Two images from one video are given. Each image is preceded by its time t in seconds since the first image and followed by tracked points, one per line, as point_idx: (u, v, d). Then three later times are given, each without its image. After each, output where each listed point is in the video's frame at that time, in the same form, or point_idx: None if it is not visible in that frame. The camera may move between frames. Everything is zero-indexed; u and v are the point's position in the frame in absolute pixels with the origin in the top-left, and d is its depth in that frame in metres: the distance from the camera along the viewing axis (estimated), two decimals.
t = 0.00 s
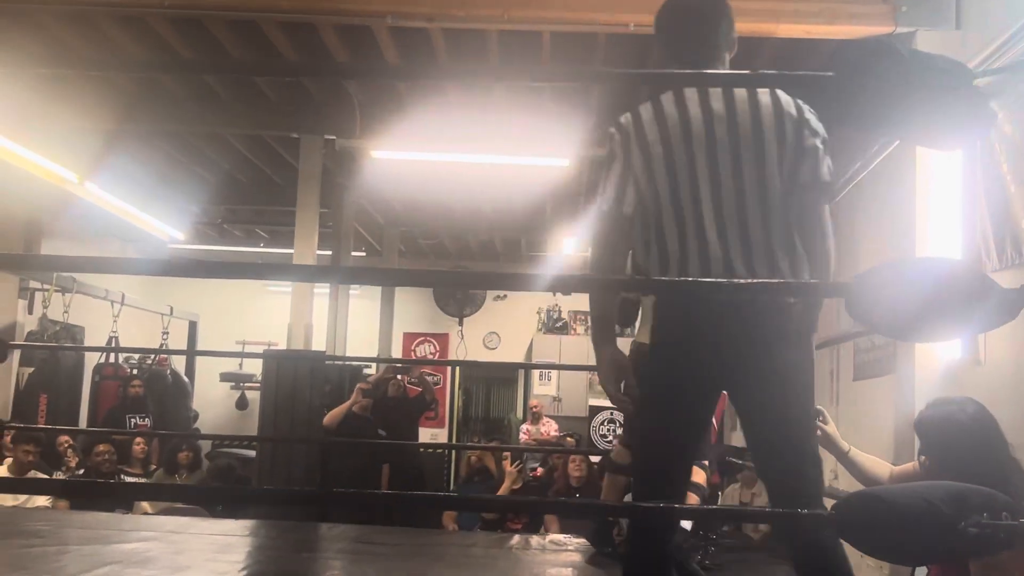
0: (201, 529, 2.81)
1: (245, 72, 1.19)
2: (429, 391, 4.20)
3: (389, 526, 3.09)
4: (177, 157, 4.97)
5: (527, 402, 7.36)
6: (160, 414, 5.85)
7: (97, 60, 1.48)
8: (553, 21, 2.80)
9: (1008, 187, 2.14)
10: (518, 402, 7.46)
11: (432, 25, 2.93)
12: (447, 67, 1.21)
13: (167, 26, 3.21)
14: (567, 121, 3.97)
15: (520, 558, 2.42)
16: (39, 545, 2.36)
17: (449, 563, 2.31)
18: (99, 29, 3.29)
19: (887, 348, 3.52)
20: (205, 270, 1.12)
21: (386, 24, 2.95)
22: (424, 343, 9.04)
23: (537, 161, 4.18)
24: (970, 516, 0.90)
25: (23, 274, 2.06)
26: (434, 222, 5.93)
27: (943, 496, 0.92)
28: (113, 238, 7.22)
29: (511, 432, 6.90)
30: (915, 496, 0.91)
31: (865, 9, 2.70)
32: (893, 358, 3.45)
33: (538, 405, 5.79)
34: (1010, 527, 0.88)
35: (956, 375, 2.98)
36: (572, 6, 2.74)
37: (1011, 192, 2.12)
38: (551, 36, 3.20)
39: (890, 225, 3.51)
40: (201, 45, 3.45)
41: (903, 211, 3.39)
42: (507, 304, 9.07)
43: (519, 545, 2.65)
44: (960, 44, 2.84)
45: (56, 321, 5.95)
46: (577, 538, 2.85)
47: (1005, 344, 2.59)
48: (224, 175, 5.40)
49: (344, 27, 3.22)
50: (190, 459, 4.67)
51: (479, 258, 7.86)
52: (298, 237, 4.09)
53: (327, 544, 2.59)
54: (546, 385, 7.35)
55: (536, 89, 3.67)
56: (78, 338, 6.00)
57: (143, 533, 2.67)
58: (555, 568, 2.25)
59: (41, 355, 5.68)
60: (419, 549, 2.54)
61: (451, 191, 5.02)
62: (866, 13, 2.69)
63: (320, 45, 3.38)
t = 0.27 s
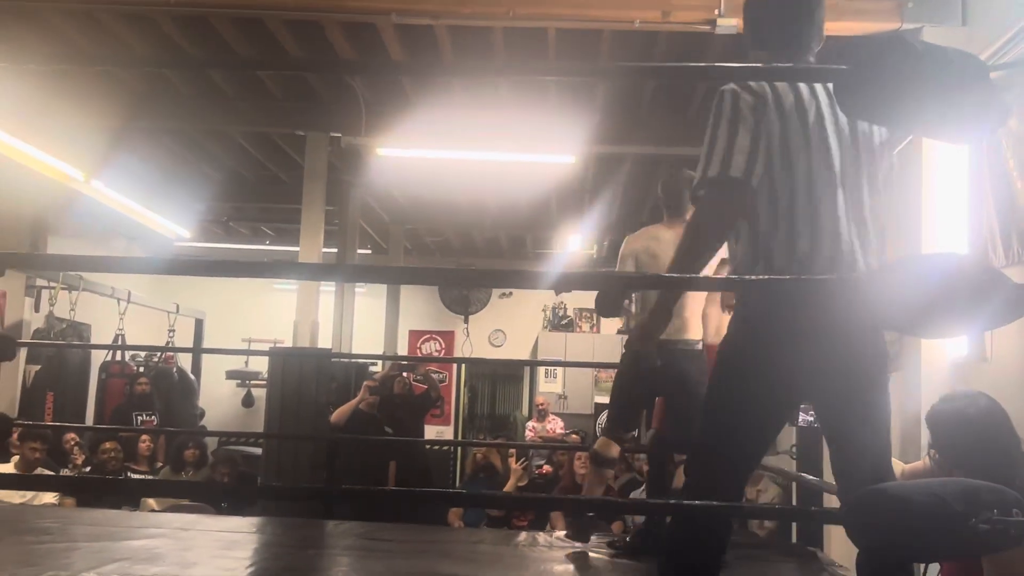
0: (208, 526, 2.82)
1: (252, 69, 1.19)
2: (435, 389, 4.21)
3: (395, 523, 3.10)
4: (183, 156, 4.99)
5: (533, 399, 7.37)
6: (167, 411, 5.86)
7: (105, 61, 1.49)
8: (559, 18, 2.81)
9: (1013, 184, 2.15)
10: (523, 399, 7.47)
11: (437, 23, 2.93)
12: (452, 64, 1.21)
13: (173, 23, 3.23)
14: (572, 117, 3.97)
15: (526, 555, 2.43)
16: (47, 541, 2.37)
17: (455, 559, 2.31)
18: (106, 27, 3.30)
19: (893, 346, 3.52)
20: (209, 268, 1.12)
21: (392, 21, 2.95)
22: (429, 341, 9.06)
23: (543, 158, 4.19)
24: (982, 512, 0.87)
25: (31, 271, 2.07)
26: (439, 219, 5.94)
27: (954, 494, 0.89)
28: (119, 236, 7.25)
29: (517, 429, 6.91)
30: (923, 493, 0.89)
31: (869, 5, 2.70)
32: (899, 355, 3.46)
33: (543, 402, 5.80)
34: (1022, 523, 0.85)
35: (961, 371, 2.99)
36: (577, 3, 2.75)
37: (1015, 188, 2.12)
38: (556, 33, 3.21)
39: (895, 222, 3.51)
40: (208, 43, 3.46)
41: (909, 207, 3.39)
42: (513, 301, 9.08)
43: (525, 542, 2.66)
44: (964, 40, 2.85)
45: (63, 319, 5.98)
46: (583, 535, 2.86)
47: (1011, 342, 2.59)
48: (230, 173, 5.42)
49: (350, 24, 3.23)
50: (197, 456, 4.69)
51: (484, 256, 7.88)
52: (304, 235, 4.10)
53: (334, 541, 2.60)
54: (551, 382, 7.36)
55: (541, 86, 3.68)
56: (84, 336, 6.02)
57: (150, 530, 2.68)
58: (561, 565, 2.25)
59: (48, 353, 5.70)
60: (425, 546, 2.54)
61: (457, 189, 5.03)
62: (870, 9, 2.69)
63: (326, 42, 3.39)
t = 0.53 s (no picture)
0: (213, 523, 2.82)
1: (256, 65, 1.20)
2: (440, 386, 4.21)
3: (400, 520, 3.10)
4: (188, 152, 4.99)
5: (537, 396, 7.37)
6: (172, 408, 5.87)
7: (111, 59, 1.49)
8: (563, 14, 2.80)
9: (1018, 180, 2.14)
10: (528, 396, 7.47)
11: (441, 19, 2.93)
12: (456, 62, 1.22)
13: (177, 21, 3.22)
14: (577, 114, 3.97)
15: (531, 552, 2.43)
16: (53, 537, 2.38)
17: (460, 556, 2.32)
18: (110, 25, 3.30)
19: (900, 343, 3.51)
20: (211, 265, 1.13)
21: (396, 17, 2.94)
22: (434, 338, 9.06)
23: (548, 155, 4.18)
24: (986, 508, 0.87)
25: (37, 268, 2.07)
26: (444, 216, 5.94)
27: (959, 490, 0.89)
28: (124, 233, 7.25)
29: (521, 426, 6.91)
30: (930, 491, 0.89)
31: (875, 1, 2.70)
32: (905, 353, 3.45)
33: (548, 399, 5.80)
34: None
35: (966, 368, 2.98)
36: None
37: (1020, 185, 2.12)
38: (560, 30, 3.21)
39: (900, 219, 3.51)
40: (212, 40, 3.46)
41: (913, 204, 3.39)
42: (517, 298, 9.08)
43: (530, 539, 2.66)
44: (970, 36, 2.84)
45: (68, 316, 5.99)
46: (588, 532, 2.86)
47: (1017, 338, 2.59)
48: (235, 169, 5.42)
49: (354, 21, 3.23)
50: (202, 453, 4.69)
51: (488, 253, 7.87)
52: (309, 232, 4.10)
53: (339, 537, 2.61)
54: (556, 379, 7.36)
55: (545, 83, 3.67)
56: (89, 333, 6.03)
57: (156, 526, 2.69)
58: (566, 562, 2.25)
59: (53, 350, 5.70)
60: (430, 543, 2.55)
61: (462, 186, 5.03)
62: (875, 5, 2.69)
63: (329, 39, 3.39)
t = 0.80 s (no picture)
0: (218, 519, 2.83)
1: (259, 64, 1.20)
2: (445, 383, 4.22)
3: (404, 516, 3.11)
4: (192, 150, 5.00)
5: (541, 393, 7.37)
6: (176, 405, 5.88)
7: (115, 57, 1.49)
8: (566, 11, 2.80)
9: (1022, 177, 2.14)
10: (532, 393, 7.47)
11: (446, 16, 2.92)
12: (459, 59, 1.22)
13: (182, 18, 3.23)
14: (581, 111, 3.96)
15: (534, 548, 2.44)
16: (57, 534, 2.38)
17: (463, 552, 2.32)
18: (114, 21, 3.30)
19: (904, 339, 3.51)
20: (214, 264, 1.13)
21: (401, 15, 2.94)
22: (438, 335, 9.07)
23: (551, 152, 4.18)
24: (987, 505, 0.88)
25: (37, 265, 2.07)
26: (448, 214, 5.94)
27: (961, 486, 0.89)
28: (128, 230, 7.27)
29: (525, 423, 6.92)
30: (932, 487, 0.88)
31: None
32: (909, 350, 3.45)
33: (552, 396, 5.80)
34: None
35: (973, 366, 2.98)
36: None
37: None
38: (564, 27, 3.21)
39: (906, 216, 3.51)
40: (217, 37, 3.46)
41: (917, 201, 3.39)
42: (521, 295, 9.08)
43: (534, 535, 2.67)
44: (975, 33, 2.84)
45: (73, 314, 6.00)
46: (592, 529, 2.86)
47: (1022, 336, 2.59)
48: (239, 167, 5.43)
49: (359, 18, 3.22)
50: (207, 450, 4.70)
51: (492, 250, 7.88)
52: (314, 229, 4.11)
53: (343, 534, 2.61)
54: (560, 376, 7.36)
55: (549, 80, 3.67)
56: (94, 330, 6.04)
57: (160, 523, 2.69)
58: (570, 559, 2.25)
59: (58, 347, 5.71)
60: (434, 539, 2.55)
61: (465, 183, 5.03)
62: (880, 2, 2.68)
63: (334, 36, 3.39)
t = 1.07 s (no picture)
0: (224, 517, 2.83)
1: (265, 61, 1.20)
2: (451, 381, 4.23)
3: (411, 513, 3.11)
4: (198, 148, 5.00)
5: (548, 390, 7.38)
6: (184, 403, 5.89)
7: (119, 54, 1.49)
8: (571, 8, 2.80)
9: None
10: (538, 390, 7.48)
11: (450, 13, 2.92)
12: (463, 55, 1.22)
13: (187, 15, 3.23)
14: (587, 108, 3.96)
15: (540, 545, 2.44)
16: (64, 531, 2.39)
17: (469, 549, 2.32)
18: (119, 19, 3.30)
19: (909, 336, 3.51)
20: (220, 261, 1.13)
21: (405, 11, 2.94)
22: (444, 332, 9.08)
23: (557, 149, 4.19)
24: (994, 501, 0.87)
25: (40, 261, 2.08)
26: (454, 211, 5.95)
27: (969, 482, 0.88)
28: (135, 228, 7.28)
29: (532, 420, 6.92)
30: (940, 482, 0.87)
31: None
32: (915, 347, 3.45)
33: (559, 392, 5.80)
34: None
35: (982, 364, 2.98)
36: None
37: None
38: (569, 23, 3.21)
39: (913, 213, 3.50)
40: (222, 34, 3.47)
41: (924, 198, 3.38)
42: (527, 292, 9.09)
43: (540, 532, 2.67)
44: (982, 29, 2.83)
45: (80, 311, 6.01)
46: (598, 526, 2.86)
47: None
48: (245, 165, 5.43)
49: (363, 15, 3.23)
50: (214, 447, 4.71)
51: (498, 247, 7.88)
52: (320, 227, 4.11)
53: (350, 531, 2.62)
54: (566, 373, 7.37)
55: (555, 76, 3.67)
56: (101, 328, 6.06)
57: (167, 520, 2.70)
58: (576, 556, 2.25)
59: (65, 345, 5.73)
60: (440, 536, 2.55)
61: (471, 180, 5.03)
62: None
63: (340, 33, 3.39)
